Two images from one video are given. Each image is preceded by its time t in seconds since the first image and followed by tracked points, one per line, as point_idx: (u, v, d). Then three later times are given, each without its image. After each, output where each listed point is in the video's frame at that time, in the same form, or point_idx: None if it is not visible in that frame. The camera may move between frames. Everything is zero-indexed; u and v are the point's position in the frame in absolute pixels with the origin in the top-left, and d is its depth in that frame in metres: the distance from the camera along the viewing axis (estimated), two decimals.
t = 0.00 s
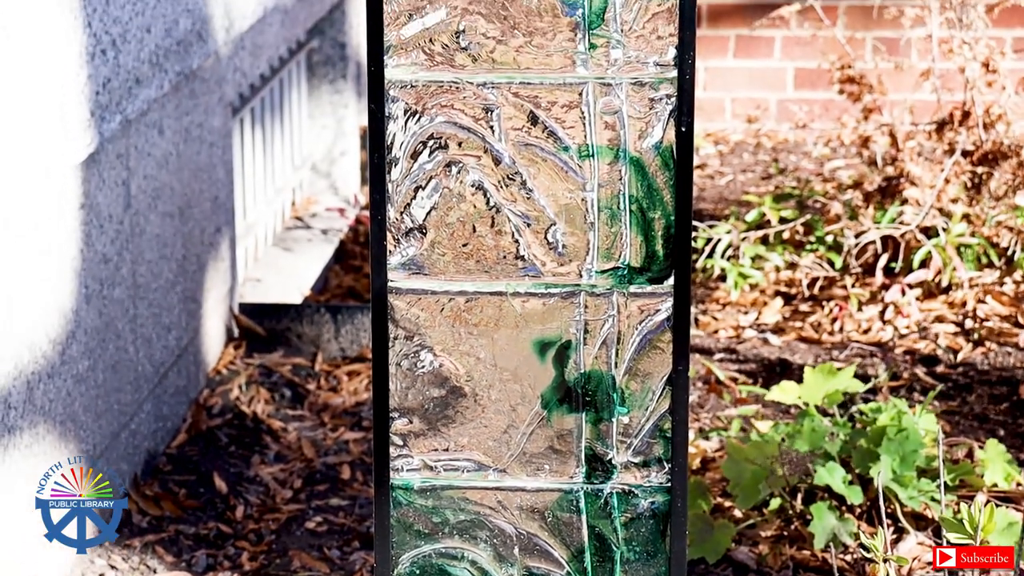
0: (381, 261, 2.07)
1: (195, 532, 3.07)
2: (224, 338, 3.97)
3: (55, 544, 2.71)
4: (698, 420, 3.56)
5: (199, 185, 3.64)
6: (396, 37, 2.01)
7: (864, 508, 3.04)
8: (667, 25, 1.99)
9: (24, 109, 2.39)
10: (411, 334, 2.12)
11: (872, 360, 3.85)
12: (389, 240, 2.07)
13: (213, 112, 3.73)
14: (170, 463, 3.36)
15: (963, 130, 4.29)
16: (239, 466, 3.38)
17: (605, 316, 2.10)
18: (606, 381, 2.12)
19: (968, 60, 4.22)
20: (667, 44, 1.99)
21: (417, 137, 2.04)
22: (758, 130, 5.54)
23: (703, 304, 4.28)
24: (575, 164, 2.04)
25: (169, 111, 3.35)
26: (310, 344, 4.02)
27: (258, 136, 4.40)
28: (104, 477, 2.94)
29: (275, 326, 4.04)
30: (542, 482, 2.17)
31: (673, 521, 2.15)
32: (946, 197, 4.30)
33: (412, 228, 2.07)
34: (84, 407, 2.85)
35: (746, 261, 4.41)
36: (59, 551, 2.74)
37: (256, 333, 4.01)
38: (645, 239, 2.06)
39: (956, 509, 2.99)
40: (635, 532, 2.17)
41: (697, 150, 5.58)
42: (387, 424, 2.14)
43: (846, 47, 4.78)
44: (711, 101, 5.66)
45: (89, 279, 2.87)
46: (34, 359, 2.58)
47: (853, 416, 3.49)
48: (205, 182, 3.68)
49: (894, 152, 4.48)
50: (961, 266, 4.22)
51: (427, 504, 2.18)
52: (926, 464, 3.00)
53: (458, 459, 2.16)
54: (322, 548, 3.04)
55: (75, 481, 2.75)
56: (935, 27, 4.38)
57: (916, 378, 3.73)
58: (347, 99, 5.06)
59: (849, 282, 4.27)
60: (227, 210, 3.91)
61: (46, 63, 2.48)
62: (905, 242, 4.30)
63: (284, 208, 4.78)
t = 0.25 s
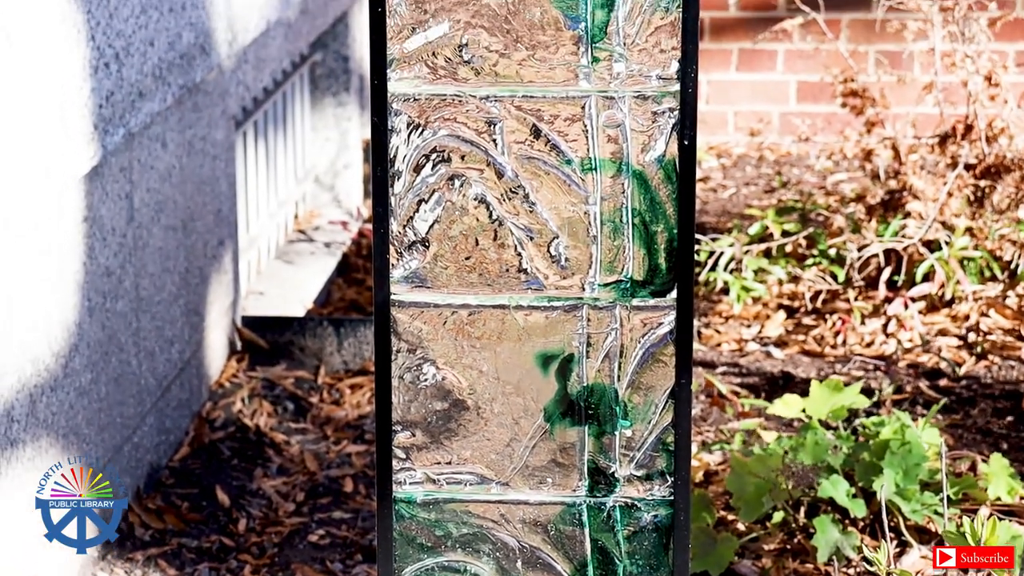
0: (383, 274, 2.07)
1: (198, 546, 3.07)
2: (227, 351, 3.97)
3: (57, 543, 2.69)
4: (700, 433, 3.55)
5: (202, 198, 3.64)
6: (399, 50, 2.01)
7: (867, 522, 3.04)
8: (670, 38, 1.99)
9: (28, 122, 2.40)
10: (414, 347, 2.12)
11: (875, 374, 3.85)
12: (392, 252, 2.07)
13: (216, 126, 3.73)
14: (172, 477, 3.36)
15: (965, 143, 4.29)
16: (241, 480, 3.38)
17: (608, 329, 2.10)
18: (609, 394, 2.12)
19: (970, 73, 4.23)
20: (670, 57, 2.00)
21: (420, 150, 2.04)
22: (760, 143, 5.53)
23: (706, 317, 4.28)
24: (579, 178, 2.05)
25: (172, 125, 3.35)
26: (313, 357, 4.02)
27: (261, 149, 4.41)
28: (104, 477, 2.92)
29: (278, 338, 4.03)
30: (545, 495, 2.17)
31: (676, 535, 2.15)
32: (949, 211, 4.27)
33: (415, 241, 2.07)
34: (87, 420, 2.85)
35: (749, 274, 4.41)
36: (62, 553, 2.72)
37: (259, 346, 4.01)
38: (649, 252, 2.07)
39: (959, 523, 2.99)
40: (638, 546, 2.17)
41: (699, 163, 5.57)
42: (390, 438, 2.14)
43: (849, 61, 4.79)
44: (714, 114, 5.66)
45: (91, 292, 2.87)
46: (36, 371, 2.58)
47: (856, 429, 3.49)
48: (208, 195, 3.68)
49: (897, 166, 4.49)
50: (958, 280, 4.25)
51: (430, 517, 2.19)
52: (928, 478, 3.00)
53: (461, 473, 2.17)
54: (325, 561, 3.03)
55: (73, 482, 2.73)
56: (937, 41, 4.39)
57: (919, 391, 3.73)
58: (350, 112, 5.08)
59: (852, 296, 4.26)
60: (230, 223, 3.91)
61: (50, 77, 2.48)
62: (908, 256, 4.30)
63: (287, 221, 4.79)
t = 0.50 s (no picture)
0: (386, 287, 2.07)
1: (200, 559, 3.07)
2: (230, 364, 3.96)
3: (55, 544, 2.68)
4: (703, 446, 3.55)
5: (205, 211, 3.64)
6: (402, 64, 2.01)
7: (870, 535, 3.03)
8: (673, 51, 1.99)
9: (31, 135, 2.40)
10: (416, 360, 2.12)
11: (878, 387, 3.84)
12: (395, 265, 2.07)
13: (219, 139, 3.74)
14: (175, 489, 3.36)
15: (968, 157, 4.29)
16: (244, 492, 3.38)
17: (610, 342, 2.11)
18: (611, 407, 2.13)
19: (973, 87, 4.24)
20: (672, 71, 2.00)
21: (423, 163, 2.04)
22: (764, 156, 5.53)
23: (709, 330, 4.28)
24: (581, 191, 2.05)
25: (175, 138, 3.36)
26: (316, 370, 4.02)
27: (264, 162, 4.42)
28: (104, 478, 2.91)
29: (280, 351, 4.03)
30: (548, 508, 2.18)
31: (678, 548, 2.15)
32: (952, 224, 4.26)
33: (418, 254, 2.07)
34: (90, 434, 2.85)
35: (751, 287, 4.40)
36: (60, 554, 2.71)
37: (261, 358, 4.01)
38: (651, 265, 2.07)
39: (963, 536, 2.98)
40: (640, 559, 2.18)
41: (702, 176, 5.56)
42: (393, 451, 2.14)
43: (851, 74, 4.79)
44: (717, 127, 5.66)
45: (94, 304, 2.87)
46: (38, 383, 2.58)
47: (859, 442, 3.49)
48: (211, 208, 3.68)
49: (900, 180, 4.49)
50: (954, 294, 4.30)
51: (433, 530, 2.19)
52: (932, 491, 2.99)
53: (463, 486, 2.17)
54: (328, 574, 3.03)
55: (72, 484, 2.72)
56: (939, 55, 4.40)
57: (922, 405, 3.72)
58: (354, 125, 5.06)
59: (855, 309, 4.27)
60: (233, 236, 3.91)
61: (53, 89, 2.49)
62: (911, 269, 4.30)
63: (290, 234, 4.79)
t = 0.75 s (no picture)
0: (389, 300, 2.08)
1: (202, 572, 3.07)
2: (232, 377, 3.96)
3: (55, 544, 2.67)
4: (706, 460, 3.55)
5: (207, 224, 3.65)
6: (405, 77, 2.02)
7: (873, 549, 3.02)
8: (675, 65, 2.00)
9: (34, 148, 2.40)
10: (419, 374, 2.12)
11: (881, 400, 3.84)
12: (397, 278, 2.08)
13: (222, 152, 3.74)
14: (177, 503, 3.36)
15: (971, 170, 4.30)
16: (246, 506, 3.38)
17: (613, 356, 2.11)
18: (614, 421, 2.13)
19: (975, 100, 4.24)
20: (674, 84, 2.00)
21: (426, 177, 2.04)
22: (766, 169, 5.53)
23: (712, 343, 4.27)
24: (584, 205, 2.06)
25: (178, 151, 3.36)
26: (318, 383, 4.02)
27: (267, 176, 4.42)
28: (104, 477, 2.90)
29: (283, 364, 4.03)
30: (551, 521, 2.18)
31: (681, 561, 2.16)
32: (955, 238, 4.26)
33: (420, 267, 2.07)
34: (92, 447, 2.85)
35: (754, 300, 4.40)
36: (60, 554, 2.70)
37: (264, 372, 4.02)
38: (654, 278, 2.08)
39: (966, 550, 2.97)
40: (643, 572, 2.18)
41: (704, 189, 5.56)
42: (395, 464, 2.14)
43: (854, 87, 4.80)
44: (719, 140, 5.66)
45: (97, 318, 2.87)
46: (41, 396, 2.58)
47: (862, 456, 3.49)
48: (214, 221, 3.69)
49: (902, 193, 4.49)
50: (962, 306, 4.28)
51: (435, 544, 2.19)
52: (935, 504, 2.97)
53: (465, 499, 2.17)
54: None
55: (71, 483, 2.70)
56: (941, 68, 4.40)
57: (925, 418, 3.72)
58: (356, 139, 5.07)
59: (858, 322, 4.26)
60: (235, 249, 3.91)
61: (56, 103, 2.49)
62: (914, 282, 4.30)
63: (293, 247, 4.80)
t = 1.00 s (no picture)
0: (390, 314, 2.08)
1: None
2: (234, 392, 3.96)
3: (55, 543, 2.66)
4: (708, 474, 3.54)
5: (210, 238, 3.65)
6: (407, 92, 2.02)
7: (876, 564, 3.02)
8: (677, 80, 2.00)
9: (38, 163, 2.41)
10: (421, 389, 2.12)
11: (883, 415, 3.84)
12: (400, 292, 2.08)
13: (225, 166, 3.75)
14: (179, 517, 3.36)
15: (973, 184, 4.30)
16: (249, 520, 3.38)
17: (615, 370, 2.12)
18: (616, 435, 2.13)
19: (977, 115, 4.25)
20: (676, 99, 2.01)
21: (428, 191, 2.04)
22: (768, 183, 5.53)
23: (714, 358, 4.27)
24: (586, 220, 2.06)
25: (180, 165, 3.37)
26: (320, 398, 4.02)
27: (269, 189, 4.43)
28: (104, 477, 2.87)
29: (285, 378, 4.03)
30: (553, 536, 2.18)
31: None
32: (957, 252, 4.27)
33: (422, 281, 2.07)
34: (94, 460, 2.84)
35: (756, 314, 4.39)
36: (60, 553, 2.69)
37: (266, 386, 4.01)
38: (655, 292, 2.08)
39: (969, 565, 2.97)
40: None
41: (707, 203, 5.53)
42: (397, 479, 2.14)
43: (856, 101, 4.80)
44: (721, 154, 5.65)
45: (99, 332, 2.87)
46: (43, 410, 2.58)
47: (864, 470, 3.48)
48: (216, 236, 3.69)
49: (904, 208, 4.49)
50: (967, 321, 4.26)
51: (437, 558, 2.19)
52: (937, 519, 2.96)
53: (467, 514, 2.17)
54: None
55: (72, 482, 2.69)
56: (943, 83, 4.41)
57: (927, 433, 3.72)
58: (358, 153, 5.08)
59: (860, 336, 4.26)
60: (237, 263, 3.92)
61: (59, 117, 2.49)
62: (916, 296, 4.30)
63: (295, 261, 4.80)
